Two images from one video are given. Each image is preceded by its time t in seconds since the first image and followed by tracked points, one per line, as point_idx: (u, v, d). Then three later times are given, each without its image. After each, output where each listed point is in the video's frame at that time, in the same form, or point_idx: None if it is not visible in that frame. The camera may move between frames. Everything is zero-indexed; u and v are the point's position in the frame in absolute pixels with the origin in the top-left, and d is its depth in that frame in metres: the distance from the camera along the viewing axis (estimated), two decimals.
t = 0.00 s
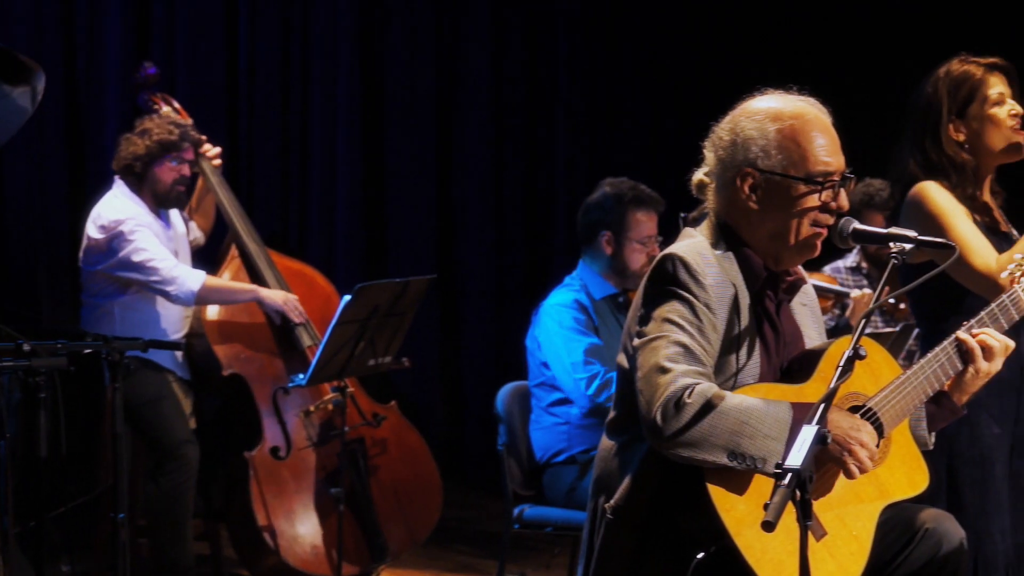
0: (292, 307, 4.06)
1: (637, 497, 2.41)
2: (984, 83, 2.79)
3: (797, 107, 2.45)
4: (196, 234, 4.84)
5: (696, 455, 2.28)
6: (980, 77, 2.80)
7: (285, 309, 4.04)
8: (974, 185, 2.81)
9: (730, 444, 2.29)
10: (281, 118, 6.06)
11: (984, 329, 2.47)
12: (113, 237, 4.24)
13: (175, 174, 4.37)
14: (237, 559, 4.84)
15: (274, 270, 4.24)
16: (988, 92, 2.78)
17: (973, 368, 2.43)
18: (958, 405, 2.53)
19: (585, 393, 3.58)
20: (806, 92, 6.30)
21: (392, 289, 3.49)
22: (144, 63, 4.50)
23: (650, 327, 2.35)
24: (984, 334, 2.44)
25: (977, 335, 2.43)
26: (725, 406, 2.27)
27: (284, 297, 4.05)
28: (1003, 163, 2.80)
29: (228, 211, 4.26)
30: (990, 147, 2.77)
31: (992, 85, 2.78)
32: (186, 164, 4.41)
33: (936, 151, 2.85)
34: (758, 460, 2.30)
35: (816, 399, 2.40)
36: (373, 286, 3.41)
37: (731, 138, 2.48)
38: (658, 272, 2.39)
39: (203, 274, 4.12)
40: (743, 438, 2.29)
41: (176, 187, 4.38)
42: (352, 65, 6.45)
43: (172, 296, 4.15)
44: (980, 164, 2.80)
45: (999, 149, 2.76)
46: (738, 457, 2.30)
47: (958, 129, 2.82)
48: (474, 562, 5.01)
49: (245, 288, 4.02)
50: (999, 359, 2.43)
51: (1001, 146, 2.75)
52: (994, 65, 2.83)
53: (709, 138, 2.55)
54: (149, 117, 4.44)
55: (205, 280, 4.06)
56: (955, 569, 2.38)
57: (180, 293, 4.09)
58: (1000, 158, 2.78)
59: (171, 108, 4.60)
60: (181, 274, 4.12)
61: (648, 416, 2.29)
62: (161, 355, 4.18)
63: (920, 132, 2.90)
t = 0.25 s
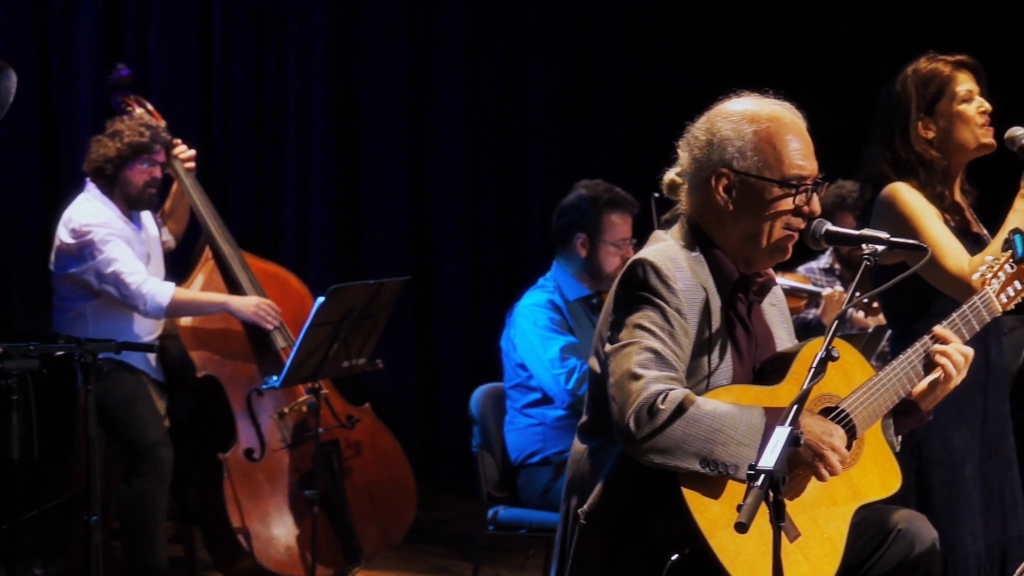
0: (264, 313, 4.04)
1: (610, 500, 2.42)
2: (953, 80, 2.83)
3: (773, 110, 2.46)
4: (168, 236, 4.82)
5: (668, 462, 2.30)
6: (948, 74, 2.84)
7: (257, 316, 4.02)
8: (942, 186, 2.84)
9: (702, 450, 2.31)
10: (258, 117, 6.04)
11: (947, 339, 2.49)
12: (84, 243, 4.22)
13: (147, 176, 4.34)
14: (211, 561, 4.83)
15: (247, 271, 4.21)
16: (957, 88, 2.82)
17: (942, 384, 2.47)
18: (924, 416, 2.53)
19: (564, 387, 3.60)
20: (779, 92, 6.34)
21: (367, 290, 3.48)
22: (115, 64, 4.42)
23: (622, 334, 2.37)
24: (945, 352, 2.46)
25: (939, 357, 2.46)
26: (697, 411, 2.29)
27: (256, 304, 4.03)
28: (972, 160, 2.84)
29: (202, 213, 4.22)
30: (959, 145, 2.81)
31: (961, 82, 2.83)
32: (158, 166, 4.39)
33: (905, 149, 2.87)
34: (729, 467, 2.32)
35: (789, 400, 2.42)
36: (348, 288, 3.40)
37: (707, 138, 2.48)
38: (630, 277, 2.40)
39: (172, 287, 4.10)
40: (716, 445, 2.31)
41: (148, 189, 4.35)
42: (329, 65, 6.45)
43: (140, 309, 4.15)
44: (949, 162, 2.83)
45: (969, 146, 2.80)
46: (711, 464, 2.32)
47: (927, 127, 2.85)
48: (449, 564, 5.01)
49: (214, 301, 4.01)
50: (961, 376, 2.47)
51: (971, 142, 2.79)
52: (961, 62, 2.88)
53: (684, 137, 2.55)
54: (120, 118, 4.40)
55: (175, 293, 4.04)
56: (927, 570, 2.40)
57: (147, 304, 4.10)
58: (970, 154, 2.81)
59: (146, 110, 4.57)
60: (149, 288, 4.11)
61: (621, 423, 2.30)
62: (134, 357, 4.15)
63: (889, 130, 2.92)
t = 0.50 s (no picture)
0: (240, 316, 4.05)
1: (584, 503, 2.45)
2: (928, 84, 2.89)
3: (750, 113, 2.47)
4: (146, 234, 4.79)
5: (645, 462, 2.31)
6: (925, 78, 2.89)
7: (234, 319, 4.03)
8: (917, 190, 2.89)
9: (678, 450, 2.31)
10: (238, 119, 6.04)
11: (919, 343, 2.45)
12: (58, 248, 4.21)
13: (122, 170, 4.36)
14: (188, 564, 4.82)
15: (224, 275, 4.20)
16: (932, 93, 2.87)
17: (916, 389, 2.44)
18: (904, 417, 2.55)
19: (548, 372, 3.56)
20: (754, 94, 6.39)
21: (343, 294, 3.48)
22: (94, 65, 4.44)
23: (597, 334, 2.38)
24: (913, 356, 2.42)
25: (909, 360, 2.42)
26: (673, 411, 2.30)
27: (232, 307, 4.04)
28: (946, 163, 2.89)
29: (179, 216, 4.21)
30: (934, 148, 2.86)
31: (936, 86, 2.88)
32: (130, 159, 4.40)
33: (881, 152, 2.93)
34: (706, 466, 2.33)
35: (766, 402, 2.43)
36: (325, 290, 3.40)
37: (684, 140, 2.49)
38: (605, 278, 2.41)
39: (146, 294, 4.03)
40: (692, 445, 2.32)
41: (125, 184, 4.37)
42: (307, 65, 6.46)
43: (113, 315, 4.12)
44: (925, 166, 2.89)
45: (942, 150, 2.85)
46: (687, 464, 2.33)
47: (901, 132, 2.90)
48: (427, 566, 5.02)
49: (188, 310, 3.98)
50: (934, 380, 2.43)
51: (945, 146, 2.85)
52: (938, 66, 2.93)
53: (661, 140, 2.56)
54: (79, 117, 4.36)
55: (148, 301, 3.99)
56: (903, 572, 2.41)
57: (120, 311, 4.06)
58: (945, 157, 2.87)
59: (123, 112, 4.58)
60: (122, 295, 4.08)
61: (597, 423, 2.31)
62: (110, 360, 4.15)
63: (866, 133, 2.98)
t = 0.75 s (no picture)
0: (216, 320, 4.04)
1: (561, 504, 2.44)
2: (904, 86, 2.90)
3: (725, 114, 2.47)
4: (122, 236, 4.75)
5: (624, 462, 2.30)
6: (901, 80, 2.91)
7: (209, 323, 4.02)
8: (890, 191, 2.92)
9: (657, 452, 2.31)
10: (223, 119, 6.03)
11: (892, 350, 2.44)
12: (30, 255, 4.06)
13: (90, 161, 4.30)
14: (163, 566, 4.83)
15: (201, 276, 4.20)
16: (907, 95, 2.89)
17: (889, 399, 2.45)
18: (876, 432, 2.56)
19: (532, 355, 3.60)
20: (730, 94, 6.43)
21: (320, 296, 3.49)
22: (69, 68, 4.45)
23: (576, 334, 2.38)
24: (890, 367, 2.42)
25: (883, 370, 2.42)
26: (653, 412, 2.30)
27: (206, 310, 4.02)
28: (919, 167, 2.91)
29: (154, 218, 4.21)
30: (906, 150, 2.88)
31: (912, 89, 2.90)
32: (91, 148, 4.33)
33: (853, 153, 2.94)
34: (684, 469, 2.32)
35: (742, 403, 2.44)
36: (302, 292, 3.40)
37: (660, 142, 2.50)
38: (585, 278, 2.40)
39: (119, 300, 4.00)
40: (671, 445, 2.32)
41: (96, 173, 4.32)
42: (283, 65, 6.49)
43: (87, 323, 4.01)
44: (899, 168, 2.92)
45: (916, 152, 2.87)
46: (666, 466, 2.32)
47: (874, 134, 2.93)
48: (403, 568, 5.02)
49: (162, 314, 3.97)
50: (907, 389, 2.44)
51: (918, 149, 2.87)
52: (916, 70, 2.95)
53: (637, 142, 2.55)
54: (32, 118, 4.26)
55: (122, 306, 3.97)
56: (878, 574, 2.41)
57: (93, 317, 3.97)
58: (918, 160, 2.89)
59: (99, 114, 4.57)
60: (96, 302, 3.98)
61: (578, 423, 2.31)
62: (86, 362, 4.09)
63: (840, 133, 3.00)
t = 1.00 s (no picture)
0: (189, 326, 4.00)
1: (539, 506, 2.44)
2: (885, 89, 2.91)
3: (700, 116, 2.48)
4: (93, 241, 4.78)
5: (599, 464, 2.30)
6: (881, 83, 2.92)
7: (182, 330, 3.98)
8: (866, 194, 2.93)
9: (632, 453, 2.31)
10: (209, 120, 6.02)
11: (863, 350, 2.44)
12: None
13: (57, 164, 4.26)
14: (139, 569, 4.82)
15: (178, 278, 4.19)
16: (887, 98, 2.91)
17: (861, 401, 2.43)
18: (851, 431, 2.56)
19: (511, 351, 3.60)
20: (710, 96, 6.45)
21: (299, 297, 3.49)
22: (43, 70, 4.41)
23: (552, 336, 2.38)
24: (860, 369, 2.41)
25: (855, 372, 2.41)
26: (628, 414, 2.31)
27: (178, 318, 3.98)
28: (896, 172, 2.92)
29: (129, 220, 4.19)
30: (883, 151, 2.89)
31: (892, 92, 2.91)
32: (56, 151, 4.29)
33: (832, 154, 2.95)
34: (660, 469, 2.33)
35: (718, 406, 2.45)
36: (280, 294, 3.41)
37: (635, 146, 2.50)
38: (561, 281, 2.40)
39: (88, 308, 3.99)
40: (646, 446, 2.32)
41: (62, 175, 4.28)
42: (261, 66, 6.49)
43: (58, 329, 3.98)
44: (875, 169, 2.92)
45: (894, 155, 2.88)
46: (642, 465, 2.33)
47: (853, 135, 2.94)
48: (380, 570, 5.02)
49: (131, 328, 3.95)
50: (877, 390, 2.43)
51: (896, 153, 2.87)
52: (898, 74, 2.96)
53: (612, 147, 2.56)
54: None
55: (91, 316, 3.96)
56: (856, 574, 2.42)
57: (63, 325, 3.94)
58: (895, 165, 2.90)
59: (73, 116, 4.54)
60: (66, 307, 3.97)
61: (552, 425, 2.31)
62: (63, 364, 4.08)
63: (820, 134, 3.01)
